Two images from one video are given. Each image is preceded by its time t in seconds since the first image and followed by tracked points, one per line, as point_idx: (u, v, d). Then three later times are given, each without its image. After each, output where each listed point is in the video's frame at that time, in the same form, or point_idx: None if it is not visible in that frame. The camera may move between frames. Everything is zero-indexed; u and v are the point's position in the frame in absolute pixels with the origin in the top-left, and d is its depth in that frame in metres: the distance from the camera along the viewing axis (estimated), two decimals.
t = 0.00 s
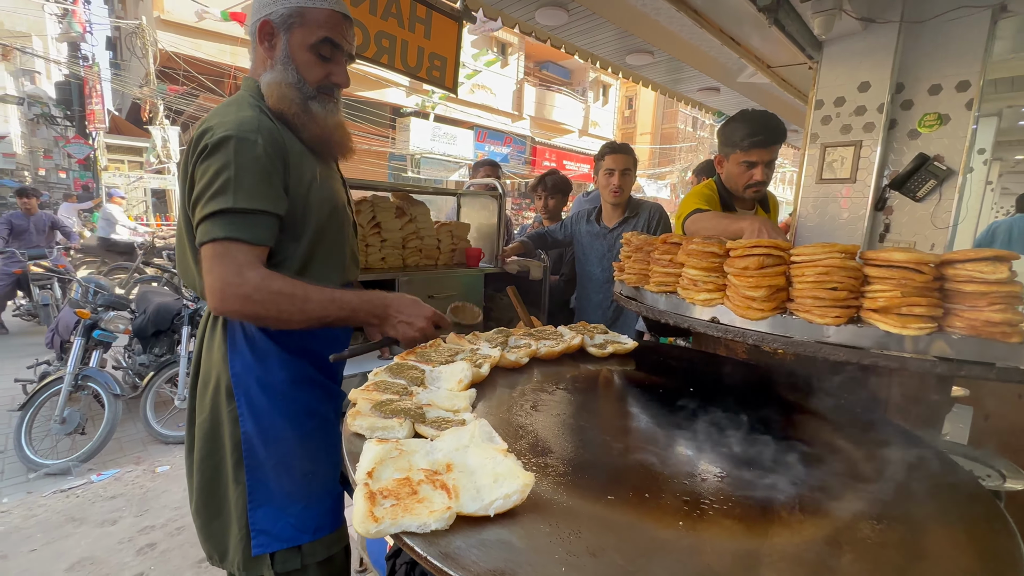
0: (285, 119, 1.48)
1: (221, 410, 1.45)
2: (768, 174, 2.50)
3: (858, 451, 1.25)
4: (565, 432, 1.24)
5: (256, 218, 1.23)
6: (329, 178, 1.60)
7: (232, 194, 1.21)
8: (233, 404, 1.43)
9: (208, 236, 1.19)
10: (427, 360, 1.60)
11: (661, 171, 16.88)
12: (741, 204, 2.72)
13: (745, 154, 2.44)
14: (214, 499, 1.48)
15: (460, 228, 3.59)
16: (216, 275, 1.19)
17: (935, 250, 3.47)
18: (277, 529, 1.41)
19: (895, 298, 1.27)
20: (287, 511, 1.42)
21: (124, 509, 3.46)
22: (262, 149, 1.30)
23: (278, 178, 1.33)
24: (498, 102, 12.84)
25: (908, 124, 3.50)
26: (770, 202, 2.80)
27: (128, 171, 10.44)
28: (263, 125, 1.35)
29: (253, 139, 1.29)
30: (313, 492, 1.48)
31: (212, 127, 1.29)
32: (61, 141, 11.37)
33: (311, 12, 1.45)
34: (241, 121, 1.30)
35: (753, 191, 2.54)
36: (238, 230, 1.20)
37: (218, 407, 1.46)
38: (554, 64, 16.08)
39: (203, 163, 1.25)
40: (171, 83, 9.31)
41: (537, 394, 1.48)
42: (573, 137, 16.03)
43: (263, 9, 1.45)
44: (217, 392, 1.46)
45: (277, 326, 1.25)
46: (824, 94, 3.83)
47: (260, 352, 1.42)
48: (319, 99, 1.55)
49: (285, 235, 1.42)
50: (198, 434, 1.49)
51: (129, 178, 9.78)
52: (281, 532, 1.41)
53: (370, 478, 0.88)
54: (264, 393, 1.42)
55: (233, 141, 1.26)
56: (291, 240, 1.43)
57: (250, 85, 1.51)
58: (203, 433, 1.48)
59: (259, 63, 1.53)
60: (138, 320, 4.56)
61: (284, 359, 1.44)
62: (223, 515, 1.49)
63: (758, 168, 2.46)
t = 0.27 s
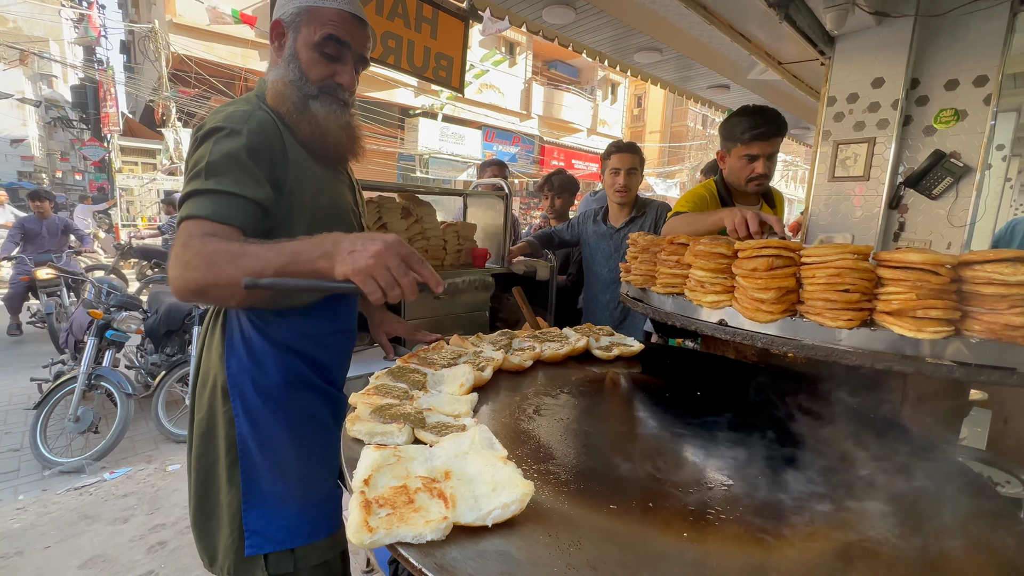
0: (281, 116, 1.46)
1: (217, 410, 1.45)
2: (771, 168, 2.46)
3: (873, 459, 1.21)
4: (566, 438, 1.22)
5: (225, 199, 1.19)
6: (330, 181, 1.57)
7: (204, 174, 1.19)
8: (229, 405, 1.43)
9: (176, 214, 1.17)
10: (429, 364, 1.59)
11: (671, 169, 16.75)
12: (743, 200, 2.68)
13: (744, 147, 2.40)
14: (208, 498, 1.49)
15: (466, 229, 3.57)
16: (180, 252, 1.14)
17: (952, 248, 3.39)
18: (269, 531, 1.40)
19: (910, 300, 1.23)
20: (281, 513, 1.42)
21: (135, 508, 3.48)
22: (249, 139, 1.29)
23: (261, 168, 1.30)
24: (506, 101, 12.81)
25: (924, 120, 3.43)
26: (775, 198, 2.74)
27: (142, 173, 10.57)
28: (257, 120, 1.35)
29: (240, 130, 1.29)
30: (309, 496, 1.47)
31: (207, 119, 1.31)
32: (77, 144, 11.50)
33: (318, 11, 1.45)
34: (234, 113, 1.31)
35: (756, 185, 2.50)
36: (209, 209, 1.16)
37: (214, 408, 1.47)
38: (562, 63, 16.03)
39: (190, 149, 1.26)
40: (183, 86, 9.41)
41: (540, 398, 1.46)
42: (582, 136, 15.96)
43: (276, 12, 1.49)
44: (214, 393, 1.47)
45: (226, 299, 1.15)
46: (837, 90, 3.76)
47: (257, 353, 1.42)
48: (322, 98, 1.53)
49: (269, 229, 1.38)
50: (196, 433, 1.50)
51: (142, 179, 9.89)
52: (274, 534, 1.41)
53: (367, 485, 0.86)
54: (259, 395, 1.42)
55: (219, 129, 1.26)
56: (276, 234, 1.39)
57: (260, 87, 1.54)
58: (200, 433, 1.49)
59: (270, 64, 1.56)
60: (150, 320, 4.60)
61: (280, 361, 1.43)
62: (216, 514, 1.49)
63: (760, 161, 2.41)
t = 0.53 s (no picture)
0: (285, 118, 1.45)
1: (216, 412, 1.44)
2: (767, 163, 2.46)
3: (878, 462, 1.19)
4: (565, 441, 1.20)
5: (224, 205, 1.17)
6: (333, 186, 1.56)
7: (204, 180, 1.17)
8: (228, 407, 1.42)
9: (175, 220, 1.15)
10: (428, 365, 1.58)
11: (675, 169, 16.69)
12: (743, 196, 2.66)
13: (736, 143, 2.45)
14: (207, 500, 1.48)
15: (468, 229, 3.56)
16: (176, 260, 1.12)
17: (959, 247, 3.35)
18: (268, 534, 1.39)
19: (915, 300, 1.21)
20: (280, 516, 1.41)
21: (140, 508, 3.49)
22: (251, 145, 1.28)
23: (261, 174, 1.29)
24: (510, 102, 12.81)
25: (930, 118, 3.39)
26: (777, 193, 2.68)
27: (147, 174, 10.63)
28: (260, 126, 1.35)
29: (242, 136, 1.28)
30: (309, 498, 1.46)
31: (209, 125, 1.31)
32: (84, 146, 11.58)
33: (325, 12, 1.45)
34: (236, 119, 1.31)
35: (752, 180, 2.48)
36: (207, 215, 1.14)
37: (213, 409, 1.45)
38: (566, 63, 16.03)
39: (192, 156, 1.25)
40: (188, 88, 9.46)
41: (539, 400, 1.44)
42: (586, 136, 15.93)
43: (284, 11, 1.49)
44: (213, 394, 1.46)
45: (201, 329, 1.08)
46: (842, 88, 3.72)
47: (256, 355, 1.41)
48: (328, 99, 1.53)
49: (269, 236, 1.36)
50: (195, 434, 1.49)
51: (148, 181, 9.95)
52: (274, 537, 1.39)
53: (360, 489, 0.85)
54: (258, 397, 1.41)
55: (222, 136, 1.26)
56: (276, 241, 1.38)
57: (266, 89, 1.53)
58: (201, 434, 1.48)
59: (277, 64, 1.57)
60: (154, 320, 4.62)
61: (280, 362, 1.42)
62: (215, 517, 1.48)
63: (754, 155, 2.43)
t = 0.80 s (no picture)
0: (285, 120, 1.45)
1: (213, 413, 1.43)
2: (779, 164, 2.49)
3: (876, 462, 1.19)
4: (563, 441, 1.19)
5: (225, 212, 1.17)
6: (331, 188, 1.56)
7: (205, 186, 1.17)
8: (226, 408, 1.41)
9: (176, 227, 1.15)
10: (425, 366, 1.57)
11: (674, 170, 16.68)
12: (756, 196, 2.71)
13: (749, 146, 2.48)
14: (203, 501, 1.47)
15: (467, 230, 3.56)
16: (178, 265, 1.12)
17: (958, 247, 3.35)
18: (266, 536, 1.38)
19: (912, 300, 1.22)
20: (278, 517, 1.40)
21: (139, 509, 3.49)
22: (250, 149, 1.28)
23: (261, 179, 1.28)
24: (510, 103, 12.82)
25: (928, 119, 3.39)
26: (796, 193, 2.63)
27: (147, 176, 10.64)
28: (258, 129, 1.34)
29: (241, 140, 1.27)
30: (307, 499, 1.46)
31: (208, 129, 1.30)
32: (85, 147, 11.60)
33: (331, 14, 1.45)
34: (236, 123, 1.30)
35: (762, 181, 2.53)
36: (210, 222, 1.14)
37: (211, 410, 1.45)
38: (565, 64, 16.06)
39: (191, 161, 1.24)
40: (188, 90, 9.46)
41: (537, 400, 1.44)
42: (585, 137, 15.93)
43: (290, 11, 1.47)
44: (210, 395, 1.45)
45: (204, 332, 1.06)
46: (841, 89, 3.73)
47: (254, 356, 1.40)
48: (330, 100, 1.52)
49: (269, 240, 1.36)
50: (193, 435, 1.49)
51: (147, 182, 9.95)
52: (272, 538, 1.39)
53: (356, 489, 0.85)
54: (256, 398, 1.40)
55: (221, 140, 1.25)
56: (277, 244, 1.38)
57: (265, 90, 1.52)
58: (198, 435, 1.47)
59: (279, 65, 1.55)
60: (153, 322, 4.61)
61: (278, 363, 1.42)
62: (212, 518, 1.47)
63: (764, 158, 2.47)
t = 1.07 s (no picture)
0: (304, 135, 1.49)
1: (205, 415, 1.44)
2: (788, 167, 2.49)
3: (869, 460, 1.19)
4: (557, 440, 1.20)
5: (255, 227, 1.22)
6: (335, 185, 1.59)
7: (231, 202, 1.19)
8: (218, 411, 1.42)
9: (205, 244, 1.18)
10: (420, 366, 1.57)
11: (671, 171, 16.73)
12: (766, 198, 2.71)
13: (757, 149, 2.50)
14: (196, 504, 1.47)
15: (463, 231, 3.56)
16: (211, 282, 1.17)
17: (951, 248, 3.37)
18: (260, 537, 1.40)
19: (903, 300, 1.22)
20: (271, 519, 1.42)
21: (133, 512, 3.47)
22: (263, 157, 1.29)
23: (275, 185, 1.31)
24: (506, 105, 12.84)
25: (921, 120, 3.42)
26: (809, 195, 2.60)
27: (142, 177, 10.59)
28: (265, 133, 1.33)
29: (252, 147, 1.28)
30: (301, 500, 1.46)
31: (212, 134, 1.28)
32: (79, 149, 11.54)
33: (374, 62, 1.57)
34: (239, 127, 1.28)
35: (770, 184, 2.54)
36: (233, 236, 1.18)
37: (202, 413, 1.45)
38: (561, 66, 16.11)
39: (202, 171, 1.23)
40: (183, 91, 9.44)
41: (531, 400, 1.44)
42: (582, 138, 15.95)
43: (332, 39, 1.44)
44: (202, 397, 1.46)
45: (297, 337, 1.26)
46: (835, 91, 3.75)
47: (247, 359, 1.41)
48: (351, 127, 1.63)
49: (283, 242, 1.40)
50: (184, 438, 1.49)
51: (142, 183, 9.89)
52: (265, 540, 1.41)
53: (349, 489, 0.84)
54: (249, 400, 1.41)
55: (233, 150, 1.24)
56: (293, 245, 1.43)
57: (274, 97, 1.46)
58: (189, 438, 1.47)
59: (294, 72, 1.47)
60: (148, 323, 4.59)
61: (271, 366, 1.43)
62: (204, 521, 1.47)
63: (771, 162, 2.48)
